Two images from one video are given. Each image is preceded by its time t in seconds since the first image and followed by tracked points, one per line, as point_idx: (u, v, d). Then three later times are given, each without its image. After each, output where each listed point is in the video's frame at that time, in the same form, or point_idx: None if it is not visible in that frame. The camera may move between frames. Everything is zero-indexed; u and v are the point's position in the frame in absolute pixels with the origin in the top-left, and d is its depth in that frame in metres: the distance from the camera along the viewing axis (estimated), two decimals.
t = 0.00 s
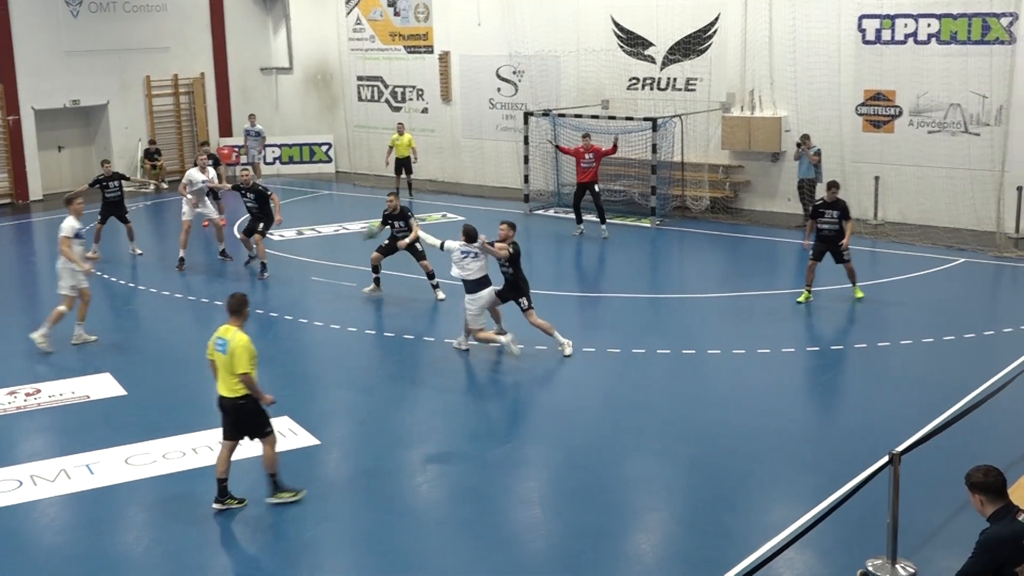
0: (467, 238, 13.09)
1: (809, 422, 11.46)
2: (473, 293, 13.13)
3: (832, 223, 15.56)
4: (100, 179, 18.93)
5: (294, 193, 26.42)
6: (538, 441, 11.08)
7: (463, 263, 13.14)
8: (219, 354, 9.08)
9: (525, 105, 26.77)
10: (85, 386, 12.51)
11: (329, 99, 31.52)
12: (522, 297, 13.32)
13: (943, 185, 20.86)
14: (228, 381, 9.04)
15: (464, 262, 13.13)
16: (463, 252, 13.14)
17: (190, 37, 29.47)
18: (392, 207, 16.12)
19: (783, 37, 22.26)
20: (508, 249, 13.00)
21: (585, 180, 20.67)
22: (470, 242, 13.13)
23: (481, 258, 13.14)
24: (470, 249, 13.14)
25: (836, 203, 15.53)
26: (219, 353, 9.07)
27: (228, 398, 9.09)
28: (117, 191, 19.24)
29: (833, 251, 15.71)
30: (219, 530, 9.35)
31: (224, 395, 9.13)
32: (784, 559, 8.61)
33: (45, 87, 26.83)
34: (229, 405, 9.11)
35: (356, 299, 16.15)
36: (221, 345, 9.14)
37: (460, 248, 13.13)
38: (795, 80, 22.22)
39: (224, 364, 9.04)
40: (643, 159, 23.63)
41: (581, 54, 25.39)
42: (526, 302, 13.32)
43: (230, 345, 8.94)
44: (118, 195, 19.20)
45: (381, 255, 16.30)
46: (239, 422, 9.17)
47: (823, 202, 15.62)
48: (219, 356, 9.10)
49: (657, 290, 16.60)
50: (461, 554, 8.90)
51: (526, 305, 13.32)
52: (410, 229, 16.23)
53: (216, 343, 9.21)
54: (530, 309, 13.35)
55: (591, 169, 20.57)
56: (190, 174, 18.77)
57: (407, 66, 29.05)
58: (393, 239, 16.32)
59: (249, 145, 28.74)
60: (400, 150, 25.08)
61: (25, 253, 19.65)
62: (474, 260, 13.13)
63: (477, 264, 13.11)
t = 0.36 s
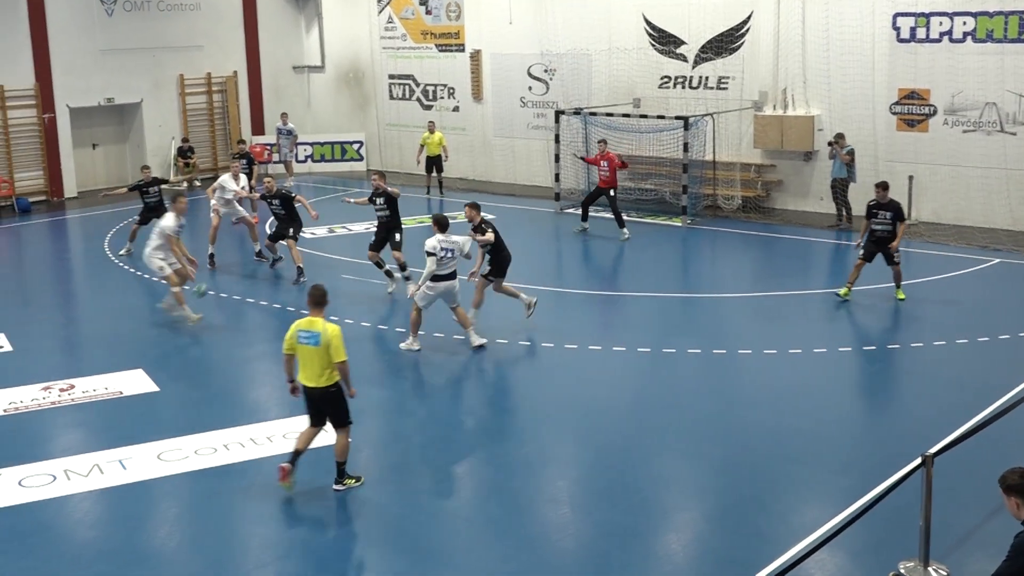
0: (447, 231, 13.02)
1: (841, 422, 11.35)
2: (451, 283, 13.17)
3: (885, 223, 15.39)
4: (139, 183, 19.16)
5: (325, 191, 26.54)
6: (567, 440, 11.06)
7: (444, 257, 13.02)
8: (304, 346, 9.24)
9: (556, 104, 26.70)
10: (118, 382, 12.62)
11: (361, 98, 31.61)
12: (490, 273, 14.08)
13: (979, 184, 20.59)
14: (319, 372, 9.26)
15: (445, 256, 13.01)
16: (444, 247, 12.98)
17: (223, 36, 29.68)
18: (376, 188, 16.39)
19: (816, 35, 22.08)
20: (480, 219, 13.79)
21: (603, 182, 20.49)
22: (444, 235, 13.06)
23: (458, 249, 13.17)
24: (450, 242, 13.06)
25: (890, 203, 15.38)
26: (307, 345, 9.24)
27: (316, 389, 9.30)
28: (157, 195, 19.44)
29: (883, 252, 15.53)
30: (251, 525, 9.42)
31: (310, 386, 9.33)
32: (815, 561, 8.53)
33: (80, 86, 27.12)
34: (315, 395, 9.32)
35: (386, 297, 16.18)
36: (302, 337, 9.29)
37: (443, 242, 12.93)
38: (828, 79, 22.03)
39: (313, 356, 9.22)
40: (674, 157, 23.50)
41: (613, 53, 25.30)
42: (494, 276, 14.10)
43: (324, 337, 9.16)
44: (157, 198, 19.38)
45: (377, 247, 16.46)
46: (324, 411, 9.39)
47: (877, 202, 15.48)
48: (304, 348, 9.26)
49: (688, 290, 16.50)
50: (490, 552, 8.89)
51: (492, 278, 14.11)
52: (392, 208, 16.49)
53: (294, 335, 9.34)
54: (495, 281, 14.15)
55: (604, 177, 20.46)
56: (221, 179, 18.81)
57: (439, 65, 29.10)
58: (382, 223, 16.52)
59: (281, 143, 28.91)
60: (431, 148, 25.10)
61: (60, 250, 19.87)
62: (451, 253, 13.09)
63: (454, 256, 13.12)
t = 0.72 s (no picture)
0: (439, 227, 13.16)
1: (876, 424, 11.22)
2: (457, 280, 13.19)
3: (923, 220, 15.17)
4: (176, 179, 19.32)
5: (359, 189, 26.66)
6: (599, 440, 11.02)
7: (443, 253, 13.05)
8: (377, 337, 9.52)
9: (590, 103, 26.64)
10: (154, 378, 12.75)
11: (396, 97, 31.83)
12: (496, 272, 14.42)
13: (1018, 185, 20.28)
14: (393, 362, 9.57)
15: (444, 253, 13.06)
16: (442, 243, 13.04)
17: (259, 35, 29.90)
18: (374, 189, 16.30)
19: (853, 34, 21.87)
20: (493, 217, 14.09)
21: (620, 176, 21.01)
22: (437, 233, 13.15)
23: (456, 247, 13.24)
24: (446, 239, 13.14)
25: (927, 200, 15.15)
26: (380, 336, 9.53)
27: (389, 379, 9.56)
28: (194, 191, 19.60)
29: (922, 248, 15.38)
30: (284, 522, 9.47)
31: (384, 377, 9.56)
32: (849, 563, 8.43)
33: (118, 84, 27.43)
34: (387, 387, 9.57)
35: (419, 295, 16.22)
36: (372, 330, 9.56)
37: (443, 239, 13.03)
38: (865, 78, 21.82)
39: (387, 346, 9.53)
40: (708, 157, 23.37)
41: (647, 52, 25.19)
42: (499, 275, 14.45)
43: (396, 326, 9.57)
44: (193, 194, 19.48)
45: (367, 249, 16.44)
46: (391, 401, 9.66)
47: (914, 199, 15.27)
48: (377, 340, 9.54)
49: (721, 290, 16.40)
50: (520, 551, 8.88)
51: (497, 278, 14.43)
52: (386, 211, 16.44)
53: (362, 330, 9.58)
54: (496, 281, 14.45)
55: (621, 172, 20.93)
56: (248, 183, 18.76)
57: (473, 64, 29.13)
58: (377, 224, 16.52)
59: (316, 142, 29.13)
60: (465, 148, 25.13)
61: (97, 247, 20.09)
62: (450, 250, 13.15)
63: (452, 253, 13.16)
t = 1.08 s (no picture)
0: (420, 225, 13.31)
1: (911, 427, 11.08)
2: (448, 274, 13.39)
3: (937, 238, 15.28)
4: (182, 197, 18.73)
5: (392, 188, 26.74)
6: (631, 440, 10.97)
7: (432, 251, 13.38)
8: (444, 330, 9.48)
9: (624, 102, 26.54)
10: (188, 375, 12.86)
11: (429, 96, 31.66)
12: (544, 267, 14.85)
13: None
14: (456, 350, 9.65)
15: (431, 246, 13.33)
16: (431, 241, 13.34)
17: (293, 35, 30.09)
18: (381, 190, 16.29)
19: (889, 33, 21.64)
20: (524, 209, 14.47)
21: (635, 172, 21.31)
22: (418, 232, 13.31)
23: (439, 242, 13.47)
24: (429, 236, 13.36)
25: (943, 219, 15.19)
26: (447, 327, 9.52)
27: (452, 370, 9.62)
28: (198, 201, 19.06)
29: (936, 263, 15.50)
30: (315, 519, 9.50)
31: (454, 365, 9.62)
32: (882, 566, 8.34)
33: (153, 83, 27.69)
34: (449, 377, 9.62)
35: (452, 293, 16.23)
36: (435, 323, 9.46)
37: (428, 234, 13.29)
38: (902, 77, 21.58)
39: (451, 338, 9.57)
40: (742, 157, 23.22)
41: (681, 51, 25.06)
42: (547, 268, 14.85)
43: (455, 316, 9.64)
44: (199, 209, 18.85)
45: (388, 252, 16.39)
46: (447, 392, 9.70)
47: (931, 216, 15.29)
48: (442, 333, 9.49)
49: (755, 290, 16.28)
50: (551, 550, 8.87)
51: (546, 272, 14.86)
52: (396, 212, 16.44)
53: (426, 323, 9.43)
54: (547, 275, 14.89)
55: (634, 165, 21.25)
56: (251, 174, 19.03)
57: (506, 64, 29.12)
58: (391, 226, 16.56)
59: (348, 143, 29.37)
60: (497, 147, 25.11)
61: (133, 245, 20.30)
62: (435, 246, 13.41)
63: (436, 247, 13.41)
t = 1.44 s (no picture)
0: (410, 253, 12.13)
1: (957, 431, 10.90)
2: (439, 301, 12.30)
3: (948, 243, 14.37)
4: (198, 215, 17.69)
5: (435, 187, 26.82)
6: (671, 441, 10.89)
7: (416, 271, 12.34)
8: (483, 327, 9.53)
9: (667, 102, 26.37)
10: (232, 371, 12.98)
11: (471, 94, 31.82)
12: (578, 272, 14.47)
13: None
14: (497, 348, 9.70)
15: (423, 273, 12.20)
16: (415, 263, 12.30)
17: (338, 35, 30.31)
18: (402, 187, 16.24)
19: (938, 32, 21.31)
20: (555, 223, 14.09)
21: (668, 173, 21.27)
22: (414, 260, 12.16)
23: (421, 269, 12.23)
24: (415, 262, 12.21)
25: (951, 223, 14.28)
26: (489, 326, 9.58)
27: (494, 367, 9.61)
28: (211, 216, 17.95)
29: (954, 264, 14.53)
30: (355, 516, 9.55)
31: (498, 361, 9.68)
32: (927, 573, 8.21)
33: (200, 82, 27.98)
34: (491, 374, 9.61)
35: (494, 292, 16.21)
36: (474, 320, 9.53)
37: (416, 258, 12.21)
38: (951, 78, 21.24)
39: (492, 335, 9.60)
40: (787, 157, 23.03)
41: (725, 50, 24.86)
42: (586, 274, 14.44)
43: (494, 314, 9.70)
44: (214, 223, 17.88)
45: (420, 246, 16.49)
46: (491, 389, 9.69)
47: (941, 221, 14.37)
48: (481, 329, 9.54)
49: (799, 291, 16.10)
50: (590, 551, 8.83)
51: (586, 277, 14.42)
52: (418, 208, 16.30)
53: (465, 319, 9.52)
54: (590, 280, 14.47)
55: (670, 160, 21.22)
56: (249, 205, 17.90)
57: (549, 63, 29.05)
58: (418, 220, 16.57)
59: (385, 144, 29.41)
60: (540, 146, 25.07)
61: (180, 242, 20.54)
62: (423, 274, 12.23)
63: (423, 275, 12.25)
